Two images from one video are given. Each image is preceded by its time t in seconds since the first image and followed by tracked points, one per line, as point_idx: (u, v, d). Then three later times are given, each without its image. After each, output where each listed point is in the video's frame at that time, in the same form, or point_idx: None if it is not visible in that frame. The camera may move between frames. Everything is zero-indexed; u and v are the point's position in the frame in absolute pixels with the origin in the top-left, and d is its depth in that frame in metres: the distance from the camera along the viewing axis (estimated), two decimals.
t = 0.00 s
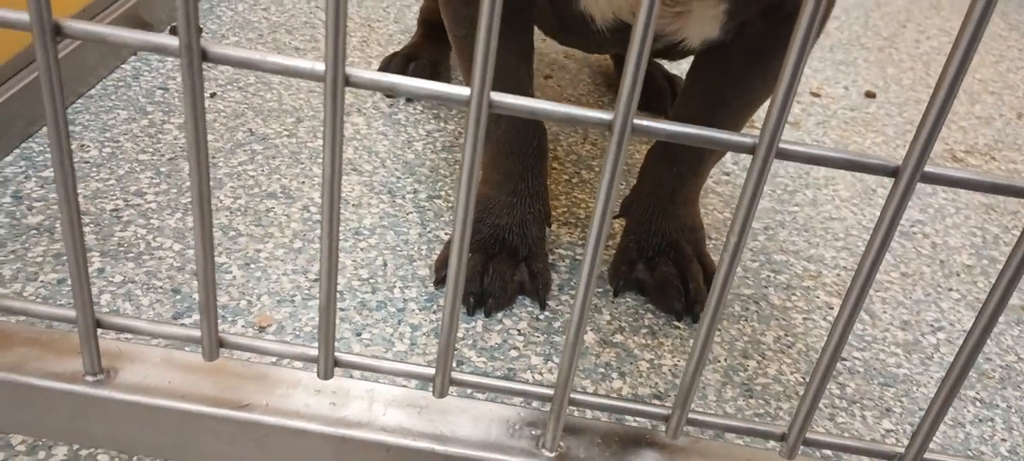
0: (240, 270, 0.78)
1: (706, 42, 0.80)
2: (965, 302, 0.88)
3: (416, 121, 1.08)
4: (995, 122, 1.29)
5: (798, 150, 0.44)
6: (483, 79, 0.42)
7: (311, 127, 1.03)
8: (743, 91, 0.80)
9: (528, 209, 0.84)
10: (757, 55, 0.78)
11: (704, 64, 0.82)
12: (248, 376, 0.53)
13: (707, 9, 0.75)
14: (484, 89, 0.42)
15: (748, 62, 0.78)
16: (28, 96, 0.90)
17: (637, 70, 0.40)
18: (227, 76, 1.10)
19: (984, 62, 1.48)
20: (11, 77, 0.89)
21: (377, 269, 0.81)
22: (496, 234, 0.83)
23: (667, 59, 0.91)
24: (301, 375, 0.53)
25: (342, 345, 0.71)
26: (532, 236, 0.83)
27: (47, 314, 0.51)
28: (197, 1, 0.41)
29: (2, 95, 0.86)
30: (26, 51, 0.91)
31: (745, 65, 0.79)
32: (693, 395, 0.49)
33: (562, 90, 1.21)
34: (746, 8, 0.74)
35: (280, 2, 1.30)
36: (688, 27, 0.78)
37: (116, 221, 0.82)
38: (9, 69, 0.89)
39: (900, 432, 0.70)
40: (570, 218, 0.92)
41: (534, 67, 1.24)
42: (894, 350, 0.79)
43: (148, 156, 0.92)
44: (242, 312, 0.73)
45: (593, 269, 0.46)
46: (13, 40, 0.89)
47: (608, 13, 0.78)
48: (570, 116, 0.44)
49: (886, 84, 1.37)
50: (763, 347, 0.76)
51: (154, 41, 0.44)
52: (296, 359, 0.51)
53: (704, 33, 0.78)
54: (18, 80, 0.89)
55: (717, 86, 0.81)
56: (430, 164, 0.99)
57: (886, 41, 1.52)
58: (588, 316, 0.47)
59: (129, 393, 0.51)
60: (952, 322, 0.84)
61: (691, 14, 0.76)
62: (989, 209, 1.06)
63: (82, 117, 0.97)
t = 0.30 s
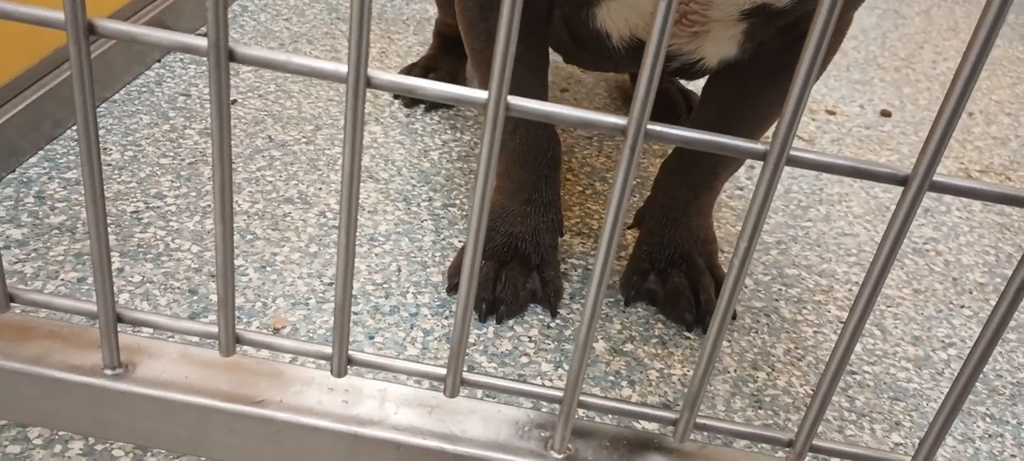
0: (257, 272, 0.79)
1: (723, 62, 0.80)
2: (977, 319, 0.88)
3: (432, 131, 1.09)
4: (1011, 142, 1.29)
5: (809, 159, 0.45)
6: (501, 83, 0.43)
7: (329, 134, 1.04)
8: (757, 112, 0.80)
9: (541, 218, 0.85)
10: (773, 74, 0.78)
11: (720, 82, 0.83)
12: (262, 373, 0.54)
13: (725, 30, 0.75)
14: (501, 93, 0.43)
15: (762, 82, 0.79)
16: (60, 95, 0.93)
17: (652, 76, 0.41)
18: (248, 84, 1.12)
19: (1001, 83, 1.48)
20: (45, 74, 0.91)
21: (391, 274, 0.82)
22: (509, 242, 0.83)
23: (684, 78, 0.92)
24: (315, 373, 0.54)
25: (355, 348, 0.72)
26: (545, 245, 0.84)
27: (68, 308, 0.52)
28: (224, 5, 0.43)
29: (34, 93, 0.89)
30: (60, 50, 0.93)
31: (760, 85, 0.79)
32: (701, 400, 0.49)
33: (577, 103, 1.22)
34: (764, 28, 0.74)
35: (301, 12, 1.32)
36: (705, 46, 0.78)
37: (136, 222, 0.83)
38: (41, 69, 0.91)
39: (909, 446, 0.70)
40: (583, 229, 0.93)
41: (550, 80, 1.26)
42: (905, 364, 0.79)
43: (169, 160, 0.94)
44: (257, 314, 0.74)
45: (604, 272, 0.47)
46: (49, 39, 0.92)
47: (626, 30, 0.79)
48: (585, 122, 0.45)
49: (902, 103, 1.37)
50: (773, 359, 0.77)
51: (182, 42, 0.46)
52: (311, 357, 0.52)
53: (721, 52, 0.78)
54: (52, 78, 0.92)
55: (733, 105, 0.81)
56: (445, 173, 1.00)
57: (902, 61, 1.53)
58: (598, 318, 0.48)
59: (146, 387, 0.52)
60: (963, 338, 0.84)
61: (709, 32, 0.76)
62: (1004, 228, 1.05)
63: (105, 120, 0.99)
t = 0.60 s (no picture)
0: (254, 275, 0.79)
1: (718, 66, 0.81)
2: (975, 322, 0.88)
3: (431, 133, 1.09)
4: (1010, 145, 1.29)
5: (806, 161, 0.45)
6: (497, 86, 0.43)
7: (328, 137, 1.04)
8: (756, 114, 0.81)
9: (540, 221, 0.84)
10: (771, 77, 0.78)
11: (718, 85, 0.83)
12: (259, 376, 0.54)
13: (719, 36, 0.75)
14: (498, 95, 0.43)
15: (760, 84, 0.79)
16: (59, 98, 0.93)
17: (648, 78, 0.41)
18: (246, 86, 1.12)
19: (1000, 86, 1.48)
20: (45, 76, 0.92)
21: (389, 277, 0.81)
22: (507, 244, 0.83)
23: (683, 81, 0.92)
24: (312, 376, 0.54)
25: (353, 350, 0.71)
26: (543, 248, 0.84)
27: (65, 311, 0.52)
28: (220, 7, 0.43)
29: (35, 93, 0.89)
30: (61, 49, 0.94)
31: (758, 88, 0.79)
32: (699, 402, 0.49)
33: (576, 105, 1.22)
34: (763, 31, 0.74)
35: (300, 15, 1.32)
36: (699, 51, 0.78)
37: (134, 225, 0.83)
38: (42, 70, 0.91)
39: (907, 448, 0.70)
40: (581, 231, 0.93)
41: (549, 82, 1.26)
42: (903, 367, 0.79)
43: (167, 162, 0.94)
44: (255, 317, 0.74)
45: (601, 275, 0.47)
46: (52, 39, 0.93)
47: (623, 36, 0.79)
48: (582, 124, 0.45)
49: (901, 105, 1.37)
50: (771, 361, 0.77)
51: (177, 44, 0.46)
52: (307, 360, 0.52)
53: (715, 57, 0.78)
54: (53, 79, 0.92)
55: (731, 108, 0.81)
56: (443, 175, 1.00)
57: (901, 63, 1.53)
58: (595, 321, 0.48)
59: (143, 390, 0.52)
60: (961, 341, 0.84)
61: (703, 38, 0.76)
62: (1002, 230, 1.05)
63: (103, 123, 0.99)
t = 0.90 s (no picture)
0: (255, 278, 0.79)
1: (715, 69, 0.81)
2: (975, 325, 0.88)
3: (431, 136, 1.09)
4: (1009, 148, 1.29)
5: (805, 163, 0.45)
6: (497, 88, 0.43)
7: (328, 140, 1.04)
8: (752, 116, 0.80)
9: (540, 224, 0.85)
10: (768, 78, 0.79)
11: (715, 87, 0.83)
12: (260, 378, 0.54)
13: (717, 36, 0.76)
14: (498, 98, 0.43)
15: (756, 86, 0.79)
16: (61, 100, 0.93)
17: (647, 80, 0.41)
18: (246, 90, 1.12)
19: (999, 89, 1.49)
20: (48, 78, 0.92)
21: (389, 280, 0.82)
22: (507, 247, 0.83)
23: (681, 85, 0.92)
24: (313, 379, 0.54)
25: (353, 353, 0.72)
26: (544, 251, 0.84)
27: (66, 314, 0.52)
28: (221, 11, 0.43)
29: (37, 96, 0.90)
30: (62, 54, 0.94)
31: (754, 89, 0.79)
32: (698, 405, 0.50)
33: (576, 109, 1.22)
34: (761, 32, 0.75)
35: (300, 18, 1.32)
36: (696, 52, 0.78)
37: (135, 228, 0.84)
38: (45, 72, 0.92)
39: (907, 451, 0.70)
40: (581, 234, 0.93)
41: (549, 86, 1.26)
42: (903, 370, 0.79)
43: (167, 165, 0.94)
44: (256, 319, 0.74)
45: (601, 278, 0.47)
46: (54, 44, 0.93)
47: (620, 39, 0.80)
48: (581, 127, 0.46)
49: (901, 109, 1.38)
50: (771, 364, 0.77)
51: (179, 46, 0.46)
52: (307, 361, 0.52)
53: (712, 58, 0.79)
54: (55, 81, 0.93)
55: (729, 110, 0.81)
56: (444, 178, 1.01)
57: (900, 67, 1.53)
58: (595, 324, 0.48)
59: (144, 392, 0.52)
60: (961, 344, 0.84)
61: (700, 39, 0.76)
62: (1002, 234, 1.06)
63: (103, 126, 0.99)
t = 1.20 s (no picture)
0: (257, 297, 0.80)
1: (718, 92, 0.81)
2: (978, 345, 0.88)
3: (433, 156, 1.10)
4: (1011, 169, 1.30)
5: (804, 182, 0.45)
6: (498, 108, 0.43)
7: (331, 160, 1.05)
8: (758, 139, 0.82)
9: (542, 244, 0.85)
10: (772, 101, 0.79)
11: (721, 111, 0.84)
12: (261, 396, 0.54)
13: (730, 58, 0.76)
14: (499, 119, 0.44)
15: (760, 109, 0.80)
16: (67, 119, 0.94)
17: (647, 99, 0.41)
18: (251, 110, 1.13)
19: (1000, 111, 1.49)
20: (55, 97, 0.93)
21: (391, 299, 0.82)
22: (509, 267, 0.84)
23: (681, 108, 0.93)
24: (314, 397, 0.54)
25: (355, 372, 0.72)
26: (546, 271, 0.84)
27: (69, 331, 0.52)
28: (226, 32, 0.43)
29: (44, 115, 0.91)
30: (69, 73, 0.95)
31: (760, 113, 0.80)
32: (699, 423, 0.50)
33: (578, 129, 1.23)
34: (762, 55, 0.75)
35: (305, 40, 1.33)
36: (709, 74, 0.78)
37: (138, 247, 0.84)
38: (53, 92, 0.93)
39: None
40: (583, 254, 0.93)
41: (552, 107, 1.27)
42: (906, 391, 0.79)
43: (172, 185, 0.95)
44: (258, 338, 0.75)
45: (602, 296, 0.47)
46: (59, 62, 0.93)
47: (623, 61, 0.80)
48: (582, 147, 0.46)
49: (902, 130, 1.38)
50: (773, 384, 0.77)
51: (185, 66, 0.47)
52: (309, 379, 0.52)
53: (726, 80, 0.79)
54: (63, 100, 0.94)
55: (733, 133, 0.82)
56: (446, 198, 1.01)
57: (901, 89, 1.54)
58: (595, 343, 0.48)
59: (145, 410, 0.52)
60: (964, 364, 0.84)
61: (713, 60, 0.76)
62: (1004, 254, 1.06)
63: (109, 146, 1.00)
